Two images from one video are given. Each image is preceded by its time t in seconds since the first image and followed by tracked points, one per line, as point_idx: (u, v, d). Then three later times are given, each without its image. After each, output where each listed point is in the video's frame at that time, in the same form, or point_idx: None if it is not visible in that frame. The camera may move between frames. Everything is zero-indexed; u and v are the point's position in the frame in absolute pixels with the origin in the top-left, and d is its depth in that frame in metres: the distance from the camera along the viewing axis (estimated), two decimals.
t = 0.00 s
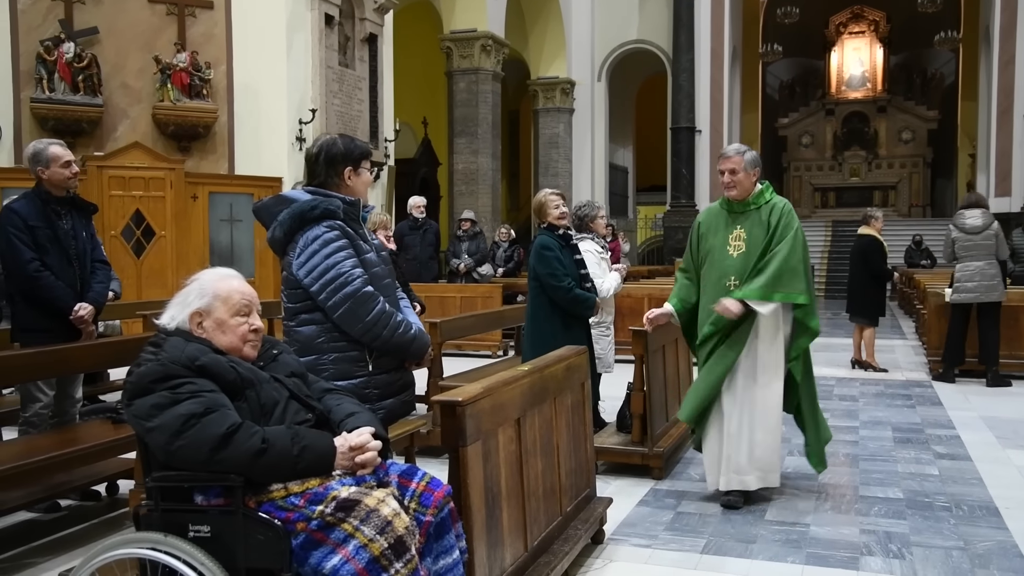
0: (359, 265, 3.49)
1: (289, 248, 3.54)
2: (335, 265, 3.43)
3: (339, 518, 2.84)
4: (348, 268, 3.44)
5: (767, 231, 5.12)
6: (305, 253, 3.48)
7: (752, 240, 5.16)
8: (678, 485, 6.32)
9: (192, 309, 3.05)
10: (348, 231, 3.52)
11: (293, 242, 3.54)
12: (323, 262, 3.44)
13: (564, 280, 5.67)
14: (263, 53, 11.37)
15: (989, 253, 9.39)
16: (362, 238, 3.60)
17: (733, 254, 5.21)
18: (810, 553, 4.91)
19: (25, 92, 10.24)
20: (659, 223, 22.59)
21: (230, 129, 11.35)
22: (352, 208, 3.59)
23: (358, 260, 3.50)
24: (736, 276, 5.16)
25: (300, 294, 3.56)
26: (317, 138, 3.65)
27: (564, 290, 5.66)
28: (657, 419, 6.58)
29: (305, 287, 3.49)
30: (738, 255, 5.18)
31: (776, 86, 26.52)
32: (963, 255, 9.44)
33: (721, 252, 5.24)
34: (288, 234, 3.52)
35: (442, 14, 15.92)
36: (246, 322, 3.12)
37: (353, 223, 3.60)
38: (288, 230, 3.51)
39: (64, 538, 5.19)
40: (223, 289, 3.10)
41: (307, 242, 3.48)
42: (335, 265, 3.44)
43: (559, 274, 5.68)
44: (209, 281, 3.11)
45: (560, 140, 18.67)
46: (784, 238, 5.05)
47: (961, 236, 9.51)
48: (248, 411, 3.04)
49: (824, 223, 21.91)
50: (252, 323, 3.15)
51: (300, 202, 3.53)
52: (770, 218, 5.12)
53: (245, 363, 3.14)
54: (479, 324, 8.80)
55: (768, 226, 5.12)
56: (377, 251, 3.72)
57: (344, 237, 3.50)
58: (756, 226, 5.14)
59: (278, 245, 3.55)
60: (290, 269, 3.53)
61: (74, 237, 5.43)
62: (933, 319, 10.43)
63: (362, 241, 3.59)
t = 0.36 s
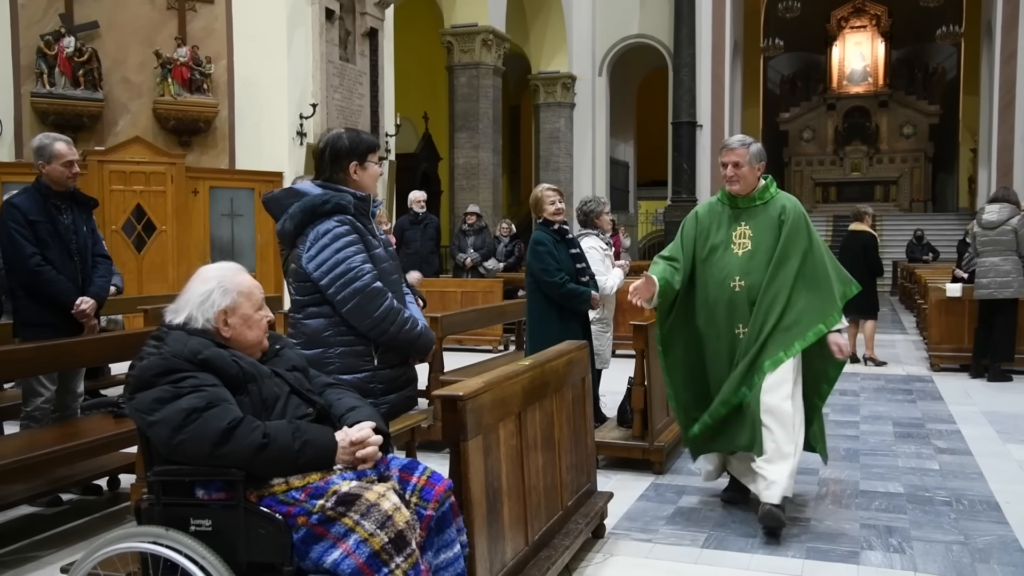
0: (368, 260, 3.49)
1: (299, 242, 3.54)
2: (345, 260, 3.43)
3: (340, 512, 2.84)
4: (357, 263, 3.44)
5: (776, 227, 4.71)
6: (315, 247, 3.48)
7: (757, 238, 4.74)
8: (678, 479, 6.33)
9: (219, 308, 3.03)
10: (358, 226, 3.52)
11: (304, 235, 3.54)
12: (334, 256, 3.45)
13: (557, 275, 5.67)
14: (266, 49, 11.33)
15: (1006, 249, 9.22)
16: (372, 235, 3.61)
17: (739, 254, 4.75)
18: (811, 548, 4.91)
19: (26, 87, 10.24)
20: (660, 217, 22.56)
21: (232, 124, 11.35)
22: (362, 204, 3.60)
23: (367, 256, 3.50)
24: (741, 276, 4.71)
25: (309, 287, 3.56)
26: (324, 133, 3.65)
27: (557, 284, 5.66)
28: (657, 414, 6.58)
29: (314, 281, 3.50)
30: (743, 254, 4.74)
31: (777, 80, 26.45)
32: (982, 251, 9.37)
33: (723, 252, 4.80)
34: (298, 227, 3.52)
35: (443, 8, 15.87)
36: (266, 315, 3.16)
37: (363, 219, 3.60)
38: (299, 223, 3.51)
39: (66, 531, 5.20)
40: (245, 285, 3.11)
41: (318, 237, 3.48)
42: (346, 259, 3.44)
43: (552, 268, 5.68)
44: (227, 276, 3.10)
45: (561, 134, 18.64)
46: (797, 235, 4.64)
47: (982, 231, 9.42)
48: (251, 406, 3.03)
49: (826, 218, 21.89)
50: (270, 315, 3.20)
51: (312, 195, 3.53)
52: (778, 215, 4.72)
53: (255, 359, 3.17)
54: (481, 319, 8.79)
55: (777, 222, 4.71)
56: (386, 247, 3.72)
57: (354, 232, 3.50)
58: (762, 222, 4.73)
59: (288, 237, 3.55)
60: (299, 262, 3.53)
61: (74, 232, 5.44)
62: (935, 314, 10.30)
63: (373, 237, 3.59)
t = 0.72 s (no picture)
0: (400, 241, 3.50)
1: (327, 226, 3.51)
2: (382, 239, 3.44)
3: (340, 501, 2.84)
4: (394, 243, 3.45)
5: (787, 211, 4.42)
6: (350, 227, 3.45)
7: (765, 222, 4.47)
8: (679, 468, 6.34)
9: (221, 295, 3.03)
10: (386, 210, 3.54)
11: (330, 218, 3.51)
12: (369, 235, 3.44)
13: (557, 264, 5.67)
14: (266, 37, 11.14)
15: None
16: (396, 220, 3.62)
17: (743, 237, 4.51)
18: (811, 536, 4.93)
19: (26, 75, 10.22)
20: (661, 207, 22.53)
21: (234, 114, 11.30)
22: (386, 192, 3.60)
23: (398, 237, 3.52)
24: (742, 260, 4.47)
25: (336, 270, 3.52)
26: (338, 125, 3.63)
27: (557, 275, 5.66)
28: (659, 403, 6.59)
29: (349, 261, 3.44)
30: (750, 237, 4.50)
31: (780, 70, 26.35)
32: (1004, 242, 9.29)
33: (729, 232, 4.57)
34: (324, 210, 3.49)
35: None
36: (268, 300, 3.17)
37: (387, 205, 3.61)
38: (325, 207, 3.48)
39: (68, 519, 5.22)
40: (245, 271, 3.11)
41: (349, 219, 3.46)
42: (381, 239, 3.44)
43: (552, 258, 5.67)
44: (226, 263, 3.10)
45: (562, 124, 18.61)
46: (808, 221, 4.33)
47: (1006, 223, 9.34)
48: (252, 395, 3.03)
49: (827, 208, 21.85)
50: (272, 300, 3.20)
51: (338, 179, 3.51)
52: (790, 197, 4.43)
53: (257, 347, 3.17)
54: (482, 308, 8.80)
55: (790, 205, 4.42)
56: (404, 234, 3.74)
57: (384, 215, 3.52)
58: (773, 205, 4.45)
59: (313, 221, 3.51)
60: (329, 244, 3.49)
61: (74, 220, 5.42)
62: (936, 304, 10.28)
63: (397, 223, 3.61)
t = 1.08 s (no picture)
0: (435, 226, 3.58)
1: (363, 214, 3.45)
2: (425, 222, 3.49)
3: (335, 498, 2.84)
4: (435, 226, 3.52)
5: (773, 218, 4.15)
6: (387, 214, 3.45)
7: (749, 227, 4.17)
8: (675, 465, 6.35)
9: (217, 289, 3.02)
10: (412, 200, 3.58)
11: (362, 207, 3.46)
12: (409, 219, 3.46)
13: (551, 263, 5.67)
14: (261, 33, 11.09)
15: None
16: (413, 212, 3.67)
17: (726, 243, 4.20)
18: (807, 533, 4.94)
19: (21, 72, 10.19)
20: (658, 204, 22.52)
21: (230, 111, 11.24)
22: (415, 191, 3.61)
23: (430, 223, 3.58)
24: (726, 269, 4.16)
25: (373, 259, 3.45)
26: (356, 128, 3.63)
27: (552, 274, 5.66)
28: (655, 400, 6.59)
29: (393, 246, 3.43)
30: (733, 242, 4.19)
31: (776, 67, 26.35)
32: None
33: (711, 237, 4.24)
34: (358, 199, 3.43)
35: None
36: (263, 292, 3.16)
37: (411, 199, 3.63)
38: (360, 195, 3.42)
39: (64, 517, 5.22)
40: (239, 263, 3.11)
41: (387, 207, 3.45)
42: (423, 222, 3.49)
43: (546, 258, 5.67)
44: (221, 257, 3.10)
45: (558, 120, 18.60)
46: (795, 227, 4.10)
47: None
48: (248, 391, 3.02)
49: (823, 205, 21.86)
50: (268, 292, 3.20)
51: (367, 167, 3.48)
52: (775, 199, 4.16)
53: (255, 341, 3.17)
54: (478, 304, 8.80)
55: (775, 209, 4.15)
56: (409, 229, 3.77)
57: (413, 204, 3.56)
58: (757, 208, 4.18)
59: (346, 209, 3.44)
60: (368, 231, 3.44)
61: (67, 217, 5.40)
62: (931, 301, 10.30)
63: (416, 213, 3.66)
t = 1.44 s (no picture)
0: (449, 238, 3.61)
1: (379, 219, 3.46)
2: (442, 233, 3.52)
3: (338, 498, 2.84)
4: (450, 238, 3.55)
5: (747, 206, 3.78)
6: (404, 221, 3.46)
7: (723, 220, 3.79)
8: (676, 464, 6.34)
9: (210, 291, 3.02)
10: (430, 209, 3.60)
11: (380, 212, 3.46)
12: (426, 228, 3.48)
13: (554, 261, 5.68)
14: (263, 33, 11.09)
15: None
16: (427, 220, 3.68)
17: (701, 238, 3.81)
18: (808, 533, 4.94)
19: (23, 72, 10.21)
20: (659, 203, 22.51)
21: (231, 110, 11.24)
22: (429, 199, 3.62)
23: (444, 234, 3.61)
24: (704, 265, 3.76)
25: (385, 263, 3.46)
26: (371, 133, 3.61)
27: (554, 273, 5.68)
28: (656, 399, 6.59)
29: (406, 253, 3.44)
30: (706, 236, 3.80)
31: (778, 66, 26.36)
32: None
33: (683, 233, 3.86)
34: (377, 204, 3.44)
35: None
36: (260, 293, 3.14)
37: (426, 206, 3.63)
38: (378, 200, 3.42)
39: (66, 517, 5.22)
40: (234, 265, 3.09)
41: (404, 215, 3.46)
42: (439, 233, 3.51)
43: (550, 256, 5.68)
44: (217, 259, 3.08)
45: (560, 120, 18.61)
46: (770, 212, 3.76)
47: None
48: (250, 390, 3.00)
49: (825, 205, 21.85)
50: (264, 293, 3.18)
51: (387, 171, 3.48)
52: (747, 184, 3.79)
53: (254, 342, 3.17)
54: (479, 304, 8.80)
55: (749, 196, 3.78)
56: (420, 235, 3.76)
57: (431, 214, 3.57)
58: (728, 196, 3.80)
59: (363, 211, 3.44)
60: (383, 237, 3.45)
61: (70, 217, 5.41)
62: (933, 301, 10.30)
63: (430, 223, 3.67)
